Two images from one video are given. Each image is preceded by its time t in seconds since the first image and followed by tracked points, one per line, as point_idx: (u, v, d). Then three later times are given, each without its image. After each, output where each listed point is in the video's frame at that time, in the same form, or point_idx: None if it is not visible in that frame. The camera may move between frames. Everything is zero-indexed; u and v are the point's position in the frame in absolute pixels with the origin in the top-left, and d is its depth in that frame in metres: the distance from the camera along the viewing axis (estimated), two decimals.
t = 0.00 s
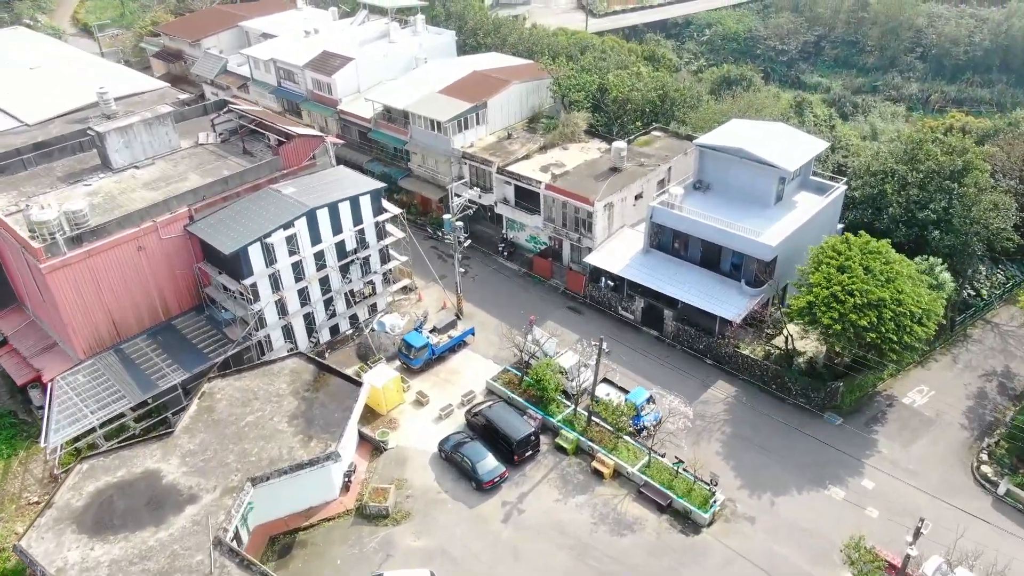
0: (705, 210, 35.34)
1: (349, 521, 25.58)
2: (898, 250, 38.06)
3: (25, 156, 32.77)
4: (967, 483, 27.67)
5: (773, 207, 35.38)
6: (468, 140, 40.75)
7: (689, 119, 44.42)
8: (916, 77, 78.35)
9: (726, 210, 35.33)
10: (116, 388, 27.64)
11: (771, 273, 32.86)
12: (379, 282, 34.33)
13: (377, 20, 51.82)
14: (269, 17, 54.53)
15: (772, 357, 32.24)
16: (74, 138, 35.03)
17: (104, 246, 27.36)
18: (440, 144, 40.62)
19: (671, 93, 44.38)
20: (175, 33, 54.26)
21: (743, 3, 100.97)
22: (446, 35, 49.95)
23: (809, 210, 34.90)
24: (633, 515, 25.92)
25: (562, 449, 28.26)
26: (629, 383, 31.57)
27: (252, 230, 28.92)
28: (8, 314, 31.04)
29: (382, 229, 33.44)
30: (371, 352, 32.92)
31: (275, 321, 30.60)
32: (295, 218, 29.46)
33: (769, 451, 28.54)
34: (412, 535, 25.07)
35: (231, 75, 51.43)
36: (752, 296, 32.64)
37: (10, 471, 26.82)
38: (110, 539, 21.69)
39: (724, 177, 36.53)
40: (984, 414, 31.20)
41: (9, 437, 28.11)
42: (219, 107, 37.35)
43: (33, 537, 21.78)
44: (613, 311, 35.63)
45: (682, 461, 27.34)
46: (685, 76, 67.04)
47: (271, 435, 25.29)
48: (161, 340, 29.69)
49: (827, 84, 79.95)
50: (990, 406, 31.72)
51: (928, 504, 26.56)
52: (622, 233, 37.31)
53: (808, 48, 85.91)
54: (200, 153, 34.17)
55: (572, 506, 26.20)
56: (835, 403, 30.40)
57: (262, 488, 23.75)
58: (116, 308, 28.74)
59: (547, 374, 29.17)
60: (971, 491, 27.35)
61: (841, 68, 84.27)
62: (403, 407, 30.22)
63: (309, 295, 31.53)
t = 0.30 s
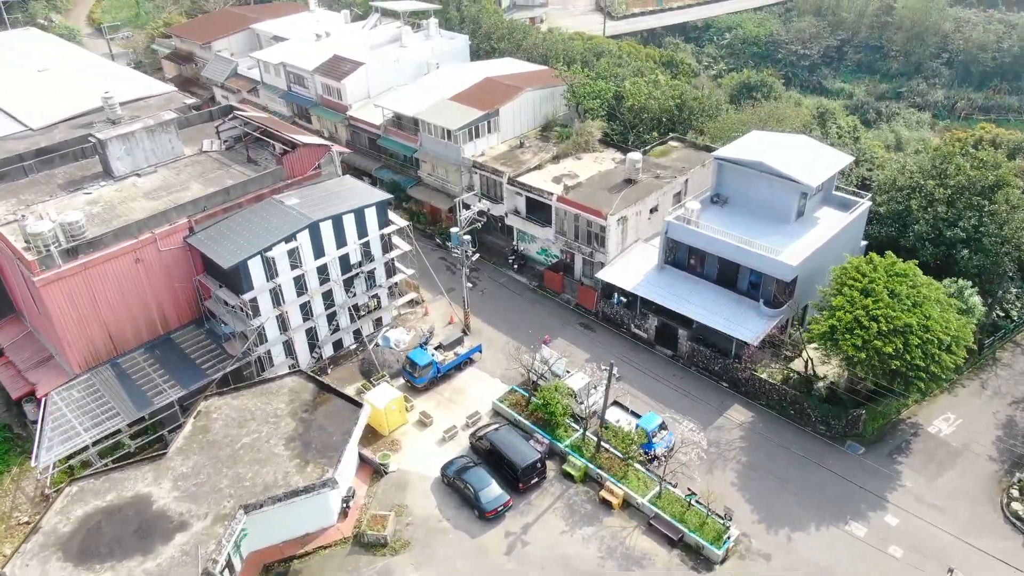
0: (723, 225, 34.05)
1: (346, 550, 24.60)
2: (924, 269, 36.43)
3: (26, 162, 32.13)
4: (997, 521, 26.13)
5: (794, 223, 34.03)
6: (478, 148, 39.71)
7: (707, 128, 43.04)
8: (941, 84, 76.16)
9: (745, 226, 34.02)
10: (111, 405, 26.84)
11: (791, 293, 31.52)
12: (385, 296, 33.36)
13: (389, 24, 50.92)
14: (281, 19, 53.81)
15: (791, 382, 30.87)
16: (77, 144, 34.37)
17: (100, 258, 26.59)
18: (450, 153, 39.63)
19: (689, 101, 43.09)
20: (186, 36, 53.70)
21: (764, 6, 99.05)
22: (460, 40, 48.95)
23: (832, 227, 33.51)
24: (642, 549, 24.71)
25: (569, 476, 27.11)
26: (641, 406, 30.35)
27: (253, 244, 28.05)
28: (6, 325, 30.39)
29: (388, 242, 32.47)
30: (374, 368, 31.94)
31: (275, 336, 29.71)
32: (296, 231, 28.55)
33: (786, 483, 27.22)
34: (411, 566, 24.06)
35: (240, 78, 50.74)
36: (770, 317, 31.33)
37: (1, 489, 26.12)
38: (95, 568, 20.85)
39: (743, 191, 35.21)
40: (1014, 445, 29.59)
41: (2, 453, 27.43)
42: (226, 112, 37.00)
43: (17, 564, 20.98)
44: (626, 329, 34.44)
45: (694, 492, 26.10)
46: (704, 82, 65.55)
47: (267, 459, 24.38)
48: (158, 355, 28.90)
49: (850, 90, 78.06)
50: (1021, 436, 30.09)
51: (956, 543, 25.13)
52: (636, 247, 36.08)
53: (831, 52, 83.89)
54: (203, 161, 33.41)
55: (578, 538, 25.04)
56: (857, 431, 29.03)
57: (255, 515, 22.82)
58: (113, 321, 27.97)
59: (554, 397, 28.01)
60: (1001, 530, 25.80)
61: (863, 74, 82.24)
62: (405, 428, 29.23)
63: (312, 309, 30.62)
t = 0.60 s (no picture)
0: (741, 243, 32.78)
1: None
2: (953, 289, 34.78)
3: (28, 169, 31.51)
4: None
5: (816, 241, 32.68)
6: (489, 158, 38.66)
7: (726, 139, 41.72)
8: (969, 91, 73.95)
9: (765, 243, 32.72)
10: (105, 423, 26.04)
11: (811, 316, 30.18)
12: (390, 311, 32.40)
13: (402, 28, 50.03)
14: (293, 22, 53.08)
15: (810, 409, 29.45)
16: (80, 150, 33.71)
17: (95, 271, 25.83)
18: (461, 162, 38.63)
19: (708, 111, 41.79)
20: (198, 38, 53.08)
21: (787, 9, 97.07)
22: (473, 45, 47.95)
23: (856, 246, 32.12)
24: None
25: (576, 506, 25.95)
26: (653, 431, 29.18)
27: (253, 258, 27.18)
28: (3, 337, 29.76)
29: (394, 256, 31.51)
30: (377, 386, 30.96)
31: (276, 352, 28.84)
32: (298, 245, 27.65)
33: (805, 518, 25.88)
34: None
35: (251, 82, 50.05)
36: (790, 340, 29.99)
37: None
38: None
39: (763, 206, 33.89)
40: None
41: None
42: (233, 118, 36.47)
43: None
44: (639, 348, 33.26)
45: (708, 527, 24.83)
46: (723, 88, 63.99)
47: (261, 484, 23.47)
48: (155, 371, 28.09)
49: (875, 96, 76.08)
50: None
51: None
52: (650, 263, 34.86)
53: (855, 57, 81.87)
54: (207, 170, 32.64)
55: (584, 573, 23.86)
56: (880, 463, 27.65)
57: (247, 545, 21.83)
58: (109, 336, 27.21)
59: (562, 422, 26.85)
60: None
61: (888, 80, 80.19)
62: (407, 451, 28.23)
63: (314, 325, 29.71)
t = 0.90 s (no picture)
0: (761, 262, 31.45)
1: None
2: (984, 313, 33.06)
3: (29, 176, 30.89)
4: None
5: (840, 261, 31.28)
6: (501, 168, 37.60)
7: (746, 151, 40.37)
8: (999, 99, 71.55)
9: (786, 263, 31.35)
10: (98, 442, 25.27)
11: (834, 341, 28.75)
12: (396, 326, 31.44)
13: (416, 32, 49.13)
14: (306, 25, 52.34)
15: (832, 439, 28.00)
16: (84, 156, 33.08)
17: (91, 285, 25.08)
18: (472, 172, 37.60)
19: (728, 121, 40.46)
20: (210, 41, 52.48)
21: (811, 13, 95.10)
22: (488, 50, 46.93)
23: (883, 267, 30.68)
24: None
25: (583, 539, 24.80)
26: (665, 459, 27.96)
27: (253, 273, 26.31)
28: None
29: (400, 270, 30.53)
30: (381, 405, 30.01)
31: (276, 370, 27.96)
32: (300, 260, 26.73)
33: (825, 557, 24.51)
34: None
35: (262, 86, 49.39)
36: (811, 367, 28.59)
37: None
38: None
39: (784, 224, 32.54)
40: None
41: None
42: (240, 125, 35.91)
43: None
44: (653, 369, 32.05)
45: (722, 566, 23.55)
46: (744, 96, 62.50)
47: (255, 512, 22.55)
48: (153, 387, 27.31)
49: (901, 103, 74.15)
50: None
51: None
52: (666, 280, 33.62)
53: (881, 63, 79.69)
54: (211, 179, 31.86)
55: None
56: (905, 499, 26.16)
57: None
58: (105, 351, 26.45)
59: (570, 450, 25.70)
60: None
61: (915, 86, 77.98)
62: (410, 475, 27.24)
63: (317, 342, 28.81)
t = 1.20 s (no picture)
0: (782, 283, 30.10)
1: None
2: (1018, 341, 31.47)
3: (31, 184, 30.27)
4: None
5: (866, 283, 29.86)
6: (514, 178, 36.53)
7: (768, 164, 39.00)
8: None
9: (808, 284, 29.96)
10: (92, 461, 24.53)
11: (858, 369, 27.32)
12: (401, 343, 30.45)
13: (430, 36, 48.20)
14: (319, 27, 51.60)
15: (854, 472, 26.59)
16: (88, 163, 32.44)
17: (86, 299, 24.35)
18: (484, 182, 36.56)
19: (750, 133, 39.09)
20: (223, 43, 51.89)
21: (836, 17, 93.05)
22: (504, 55, 45.87)
23: (911, 291, 29.21)
24: None
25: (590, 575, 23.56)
26: (678, 490, 26.74)
27: (253, 289, 25.47)
28: None
29: (406, 286, 29.55)
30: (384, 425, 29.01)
31: (276, 389, 27.07)
32: (301, 276, 25.85)
33: None
34: None
35: (274, 89, 48.67)
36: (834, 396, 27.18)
37: None
38: None
39: (808, 243, 31.16)
40: None
41: None
42: (247, 132, 35.34)
43: None
44: (667, 392, 30.82)
45: None
46: (766, 103, 60.93)
47: (248, 541, 21.62)
48: (150, 404, 26.55)
49: (928, 111, 72.11)
50: None
51: None
52: (682, 299, 32.34)
53: (909, 69, 77.47)
54: (215, 188, 31.08)
55: None
56: (932, 539, 24.74)
57: None
58: (101, 366, 25.71)
59: (578, 480, 24.52)
60: None
61: (944, 94, 75.70)
62: (412, 501, 26.23)
63: (319, 359, 27.92)
